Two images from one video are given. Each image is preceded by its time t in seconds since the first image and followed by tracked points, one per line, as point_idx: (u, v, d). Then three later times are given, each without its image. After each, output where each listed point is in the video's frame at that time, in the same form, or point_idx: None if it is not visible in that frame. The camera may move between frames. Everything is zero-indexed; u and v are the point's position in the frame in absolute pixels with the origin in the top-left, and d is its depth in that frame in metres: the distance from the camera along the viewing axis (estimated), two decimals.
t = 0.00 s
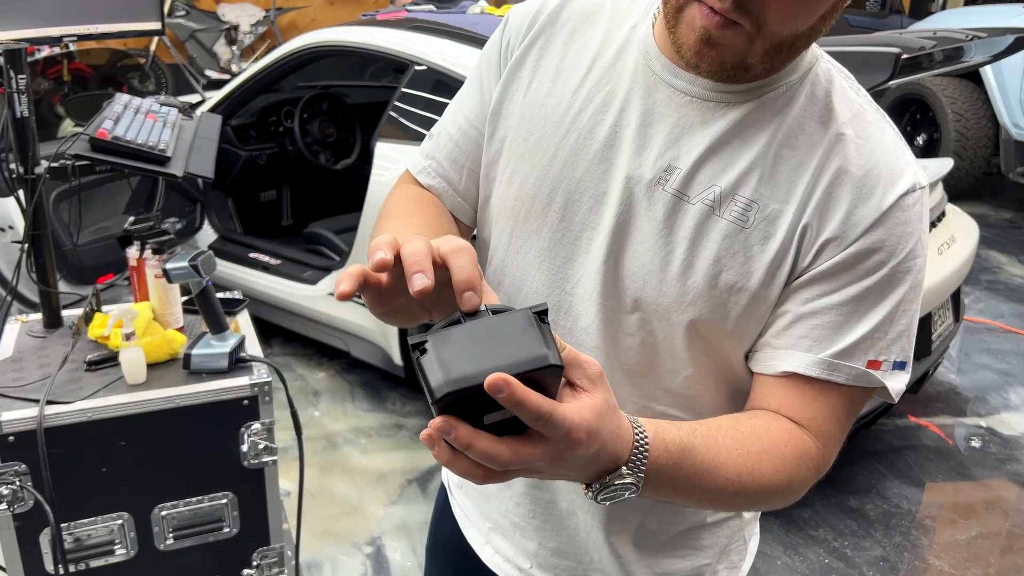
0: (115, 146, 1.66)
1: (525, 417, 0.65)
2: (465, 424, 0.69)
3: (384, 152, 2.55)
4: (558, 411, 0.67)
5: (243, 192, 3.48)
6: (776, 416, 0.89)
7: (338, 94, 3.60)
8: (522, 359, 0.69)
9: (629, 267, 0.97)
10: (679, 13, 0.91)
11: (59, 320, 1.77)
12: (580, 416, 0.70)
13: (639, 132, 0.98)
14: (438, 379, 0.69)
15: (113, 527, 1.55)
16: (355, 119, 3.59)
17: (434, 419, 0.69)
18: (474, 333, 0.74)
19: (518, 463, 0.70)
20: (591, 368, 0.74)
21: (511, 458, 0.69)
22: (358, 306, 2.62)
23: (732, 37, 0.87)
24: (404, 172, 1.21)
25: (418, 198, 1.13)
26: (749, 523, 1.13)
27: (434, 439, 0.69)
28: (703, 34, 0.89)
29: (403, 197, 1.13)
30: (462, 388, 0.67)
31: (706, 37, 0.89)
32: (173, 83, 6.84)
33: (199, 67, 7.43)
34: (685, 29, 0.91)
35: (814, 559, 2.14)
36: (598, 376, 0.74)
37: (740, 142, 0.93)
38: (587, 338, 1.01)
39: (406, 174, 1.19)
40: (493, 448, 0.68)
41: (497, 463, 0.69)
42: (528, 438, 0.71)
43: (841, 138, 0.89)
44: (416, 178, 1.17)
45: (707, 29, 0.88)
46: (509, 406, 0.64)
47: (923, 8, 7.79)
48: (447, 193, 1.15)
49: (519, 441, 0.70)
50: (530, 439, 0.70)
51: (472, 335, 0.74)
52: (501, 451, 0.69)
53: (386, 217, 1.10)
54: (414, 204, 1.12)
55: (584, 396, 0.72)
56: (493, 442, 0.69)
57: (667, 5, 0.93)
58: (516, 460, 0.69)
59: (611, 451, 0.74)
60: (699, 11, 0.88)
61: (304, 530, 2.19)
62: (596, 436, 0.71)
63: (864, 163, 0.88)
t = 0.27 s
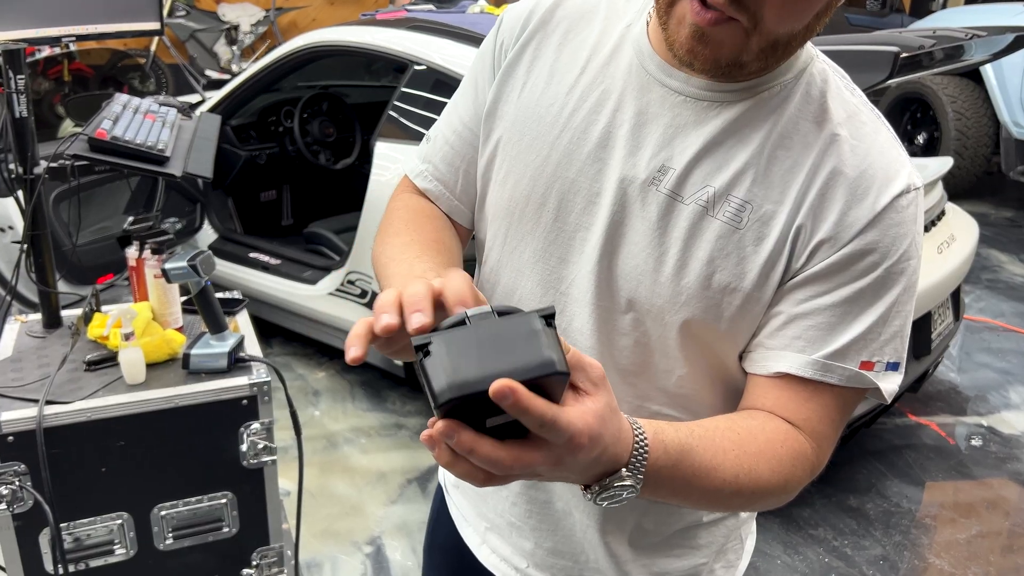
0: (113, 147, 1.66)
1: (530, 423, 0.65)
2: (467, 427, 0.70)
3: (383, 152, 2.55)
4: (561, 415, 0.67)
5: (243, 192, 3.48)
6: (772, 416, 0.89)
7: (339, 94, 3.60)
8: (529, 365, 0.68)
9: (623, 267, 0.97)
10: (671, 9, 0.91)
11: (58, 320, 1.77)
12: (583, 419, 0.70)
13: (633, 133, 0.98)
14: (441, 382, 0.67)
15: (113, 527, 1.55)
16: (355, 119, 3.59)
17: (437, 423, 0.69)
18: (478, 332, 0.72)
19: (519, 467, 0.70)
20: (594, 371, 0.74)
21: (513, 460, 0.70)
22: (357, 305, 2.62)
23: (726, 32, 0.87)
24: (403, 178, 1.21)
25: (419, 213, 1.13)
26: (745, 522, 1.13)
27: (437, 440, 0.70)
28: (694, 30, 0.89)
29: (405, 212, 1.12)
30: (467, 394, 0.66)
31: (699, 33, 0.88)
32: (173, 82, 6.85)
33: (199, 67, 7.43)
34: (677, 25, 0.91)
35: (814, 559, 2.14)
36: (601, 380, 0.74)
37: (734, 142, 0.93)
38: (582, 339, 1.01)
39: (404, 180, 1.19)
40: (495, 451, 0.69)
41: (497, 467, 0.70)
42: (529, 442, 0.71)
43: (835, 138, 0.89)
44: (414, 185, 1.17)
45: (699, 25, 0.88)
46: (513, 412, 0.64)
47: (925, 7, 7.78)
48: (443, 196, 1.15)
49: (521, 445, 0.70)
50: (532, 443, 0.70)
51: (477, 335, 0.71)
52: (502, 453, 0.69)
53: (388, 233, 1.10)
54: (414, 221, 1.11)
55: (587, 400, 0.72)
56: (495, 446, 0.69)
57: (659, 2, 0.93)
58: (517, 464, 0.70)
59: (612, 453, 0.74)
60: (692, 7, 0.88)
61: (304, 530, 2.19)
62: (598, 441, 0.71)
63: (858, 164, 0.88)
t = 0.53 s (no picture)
0: (113, 147, 1.66)
1: (524, 424, 0.65)
2: (461, 427, 0.70)
3: (383, 152, 2.55)
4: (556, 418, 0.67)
5: (244, 193, 3.48)
6: (768, 414, 0.89)
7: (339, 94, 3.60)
8: (524, 367, 0.68)
9: (620, 265, 0.98)
10: (666, 11, 0.91)
11: (59, 321, 1.77)
12: (578, 421, 0.70)
13: (630, 132, 0.98)
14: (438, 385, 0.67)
15: (113, 527, 1.55)
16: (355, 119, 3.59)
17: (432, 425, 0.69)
18: (473, 333, 0.72)
19: (514, 467, 0.70)
20: (590, 369, 0.73)
21: (505, 460, 0.70)
22: (358, 305, 2.63)
23: (719, 37, 0.87)
24: (403, 174, 1.22)
25: (417, 203, 1.14)
26: (744, 520, 1.13)
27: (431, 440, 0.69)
28: (688, 34, 0.89)
29: (404, 202, 1.14)
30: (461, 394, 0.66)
31: (692, 38, 0.88)
32: (173, 83, 6.86)
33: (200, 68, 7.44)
34: (671, 28, 0.91)
35: (815, 558, 2.13)
36: (596, 378, 0.73)
37: (731, 141, 0.93)
38: (580, 338, 1.01)
39: (404, 177, 1.20)
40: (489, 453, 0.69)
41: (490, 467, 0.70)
42: (524, 441, 0.71)
43: (831, 136, 0.89)
44: (412, 180, 1.18)
45: (692, 30, 0.88)
46: (508, 413, 0.64)
47: (925, 6, 7.78)
48: (443, 193, 1.15)
49: (515, 445, 0.71)
50: (527, 443, 0.71)
51: (471, 335, 0.72)
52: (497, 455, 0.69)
53: (386, 222, 1.12)
54: (412, 211, 1.13)
55: (582, 399, 0.72)
56: (489, 447, 0.69)
57: (653, 4, 0.93)
58: (512, 465, 0.70)
59: (607, 453, 0.74)
60: (683, 11, 0.88)
61: (304, 530, 2.20)
62: (593, 439, 0.71)
63: (854, 162, 0.88)
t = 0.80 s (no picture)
0: (113, 148, 1.66)
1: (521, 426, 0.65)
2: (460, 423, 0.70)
3: (384, 153, 2.55)
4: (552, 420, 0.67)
5: (244, 193, 3.49)
6: (768, 413, 0.88)
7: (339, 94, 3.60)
8: (528, 365, 0.69)
9: (621, 265, 0.98)
10: (668, 13, 0.91)
11: (59, 321, 1.78)
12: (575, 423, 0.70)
13: (630, 132, 0.98)
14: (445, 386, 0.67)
15: (114, 528, 1.56)
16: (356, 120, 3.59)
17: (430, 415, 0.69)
18: (481, 330, 0.73)
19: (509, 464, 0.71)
20: (604, 373, 0.73)
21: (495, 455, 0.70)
22: (358, 306, 2.63)
23: (722, 39, 0.87)
24: (403, 175, 1.22)
25: (418, 204, 1.14)
26: (745, 519, 1.13)
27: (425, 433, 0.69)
28: (691, 34, 0.89)
29: (406, 203, 1.14)
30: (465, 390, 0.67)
31: (696, 38, 0.89)
32: (174, 84, 6.87)
33: (200, 69, 7.44)
34: (674, 29, 0.91)
35: (815, 558, 2.13)
36: (609, 383, 0.73)
37: (731, 141, 0.93)
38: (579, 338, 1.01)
39: (404, 178, 1.21)
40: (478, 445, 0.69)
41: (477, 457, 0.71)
42: (522, 440, 0.71)
43: (831, 136, 0.89)
44: (412, 180, 1.18)
45: (695, 30, 0.88)
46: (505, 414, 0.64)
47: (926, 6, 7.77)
48: (444, 194, 1.15)
49: (513, 443, 0.71)
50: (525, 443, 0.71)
51: (478, 332, 0.72)
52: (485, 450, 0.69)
53: (388, 223, 1.12)
54: (414, 211, 1.13)
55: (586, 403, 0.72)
56: (486, 443, 0.69)
57: (656, 5, 0.92)
58: (507, 462, 0.70)
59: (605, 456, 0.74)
60: (687, 12, 0.88)
61: (305, 530, 2.20)
62: (593, 444, 0.71)
63: (854, 161, 0.88)
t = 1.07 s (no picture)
0: (115, 149, 1.67)
1: (484, 455, 0.61)
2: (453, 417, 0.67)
3: (385, 154, 2.55)
4: (525, 451, 0.63)
5: (246, 194, 3.49)
6: (760, 420, 0.86)
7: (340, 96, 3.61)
8: (543, 383, 0.67)
9: (629, 264, 0.98)
10: (678, 11, 0.90)
11: (61, 323, 1.78)
12: (555, 462, 0.64)
13: (637, 132, 0.98)
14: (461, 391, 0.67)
15: (115, 529, 1.56)
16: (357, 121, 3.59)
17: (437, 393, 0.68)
18: (503, 345, 0.71)
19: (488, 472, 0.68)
20: (614, 415, 0.65)
21: (472, 476, 0.66)
22: (359, 307, 2.63)
23: (733, 36, 0.87)
24: (409, 178, 1.22)
25: (425, 207, 1.14)
26: (750, 520, 1.13)
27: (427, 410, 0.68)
28: (702, 31, 0.88)
29: (413, 207, 1.14)
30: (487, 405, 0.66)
31: (707, 35, 0.88)
32: (175, 85, 6.89)
33: (201, 70, 7.46)
34: (683, 27, 0.90)
35: (816, 559, 2.13)
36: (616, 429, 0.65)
37: (737, 138, 0.93)
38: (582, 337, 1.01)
39: (410, 181, 1.21)
40: (450, 451, 0.65)
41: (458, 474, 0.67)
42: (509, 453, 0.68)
43: (833, 135, 0.89)
44: (420, 183, 1.18)
45: (707, 26, 0.87)
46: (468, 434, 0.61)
47: (926, 6, 7.77)
48: (452, 196, 1.15)
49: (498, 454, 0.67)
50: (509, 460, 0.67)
51: (500, 347, 0.71)
52: (461, 464, 0.65)
53: (397, 228, 1.12)
54: (422, 215, 1.13)
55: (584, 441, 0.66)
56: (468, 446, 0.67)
57: (664, 4, 0.92)
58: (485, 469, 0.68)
59: (595, 499, 0.68)
60: (699, 10, 0.87)
61: (306, 531, 2.20)
62: (576, 485, 0.66)
63: (856, 160, 0.88)
